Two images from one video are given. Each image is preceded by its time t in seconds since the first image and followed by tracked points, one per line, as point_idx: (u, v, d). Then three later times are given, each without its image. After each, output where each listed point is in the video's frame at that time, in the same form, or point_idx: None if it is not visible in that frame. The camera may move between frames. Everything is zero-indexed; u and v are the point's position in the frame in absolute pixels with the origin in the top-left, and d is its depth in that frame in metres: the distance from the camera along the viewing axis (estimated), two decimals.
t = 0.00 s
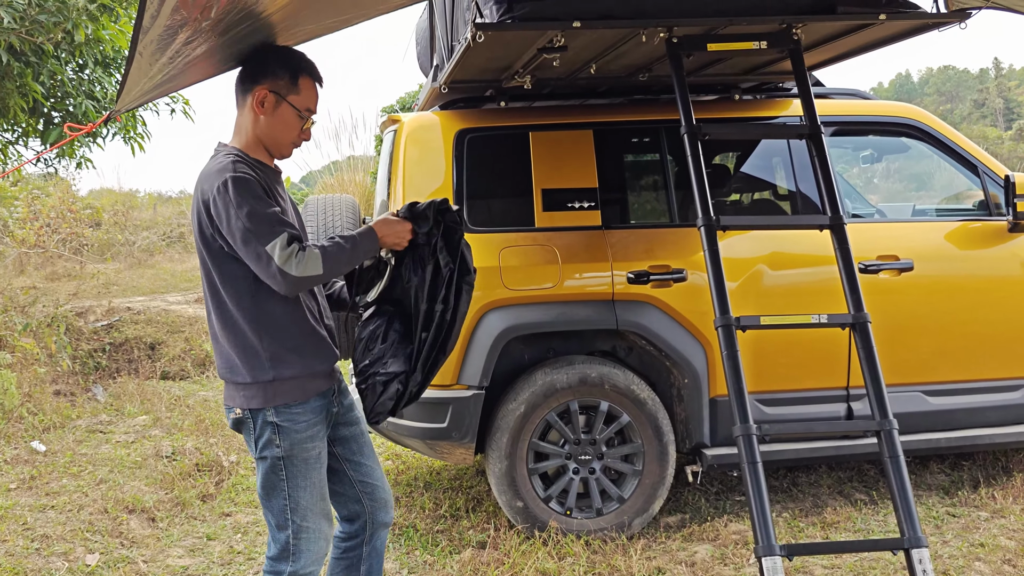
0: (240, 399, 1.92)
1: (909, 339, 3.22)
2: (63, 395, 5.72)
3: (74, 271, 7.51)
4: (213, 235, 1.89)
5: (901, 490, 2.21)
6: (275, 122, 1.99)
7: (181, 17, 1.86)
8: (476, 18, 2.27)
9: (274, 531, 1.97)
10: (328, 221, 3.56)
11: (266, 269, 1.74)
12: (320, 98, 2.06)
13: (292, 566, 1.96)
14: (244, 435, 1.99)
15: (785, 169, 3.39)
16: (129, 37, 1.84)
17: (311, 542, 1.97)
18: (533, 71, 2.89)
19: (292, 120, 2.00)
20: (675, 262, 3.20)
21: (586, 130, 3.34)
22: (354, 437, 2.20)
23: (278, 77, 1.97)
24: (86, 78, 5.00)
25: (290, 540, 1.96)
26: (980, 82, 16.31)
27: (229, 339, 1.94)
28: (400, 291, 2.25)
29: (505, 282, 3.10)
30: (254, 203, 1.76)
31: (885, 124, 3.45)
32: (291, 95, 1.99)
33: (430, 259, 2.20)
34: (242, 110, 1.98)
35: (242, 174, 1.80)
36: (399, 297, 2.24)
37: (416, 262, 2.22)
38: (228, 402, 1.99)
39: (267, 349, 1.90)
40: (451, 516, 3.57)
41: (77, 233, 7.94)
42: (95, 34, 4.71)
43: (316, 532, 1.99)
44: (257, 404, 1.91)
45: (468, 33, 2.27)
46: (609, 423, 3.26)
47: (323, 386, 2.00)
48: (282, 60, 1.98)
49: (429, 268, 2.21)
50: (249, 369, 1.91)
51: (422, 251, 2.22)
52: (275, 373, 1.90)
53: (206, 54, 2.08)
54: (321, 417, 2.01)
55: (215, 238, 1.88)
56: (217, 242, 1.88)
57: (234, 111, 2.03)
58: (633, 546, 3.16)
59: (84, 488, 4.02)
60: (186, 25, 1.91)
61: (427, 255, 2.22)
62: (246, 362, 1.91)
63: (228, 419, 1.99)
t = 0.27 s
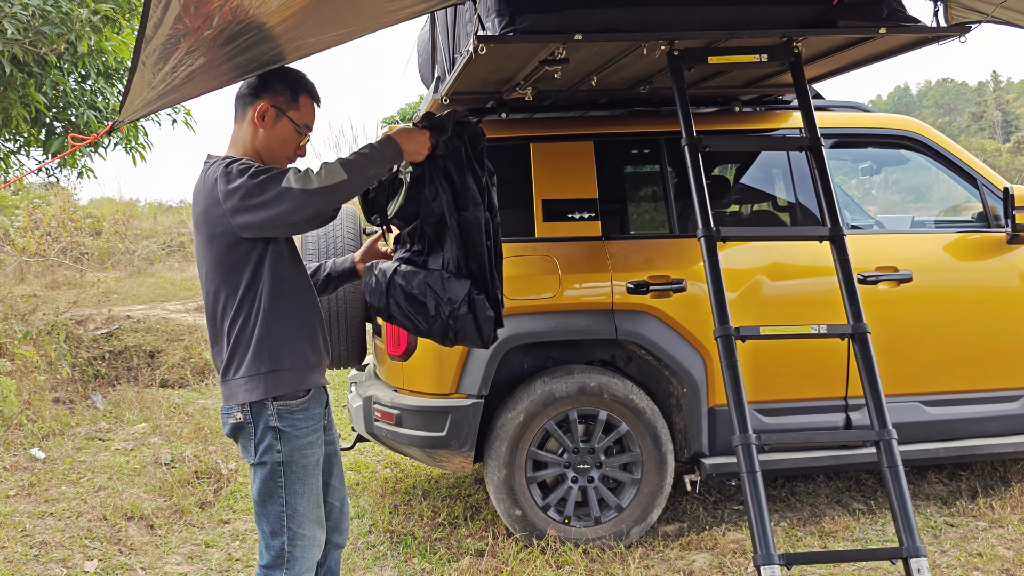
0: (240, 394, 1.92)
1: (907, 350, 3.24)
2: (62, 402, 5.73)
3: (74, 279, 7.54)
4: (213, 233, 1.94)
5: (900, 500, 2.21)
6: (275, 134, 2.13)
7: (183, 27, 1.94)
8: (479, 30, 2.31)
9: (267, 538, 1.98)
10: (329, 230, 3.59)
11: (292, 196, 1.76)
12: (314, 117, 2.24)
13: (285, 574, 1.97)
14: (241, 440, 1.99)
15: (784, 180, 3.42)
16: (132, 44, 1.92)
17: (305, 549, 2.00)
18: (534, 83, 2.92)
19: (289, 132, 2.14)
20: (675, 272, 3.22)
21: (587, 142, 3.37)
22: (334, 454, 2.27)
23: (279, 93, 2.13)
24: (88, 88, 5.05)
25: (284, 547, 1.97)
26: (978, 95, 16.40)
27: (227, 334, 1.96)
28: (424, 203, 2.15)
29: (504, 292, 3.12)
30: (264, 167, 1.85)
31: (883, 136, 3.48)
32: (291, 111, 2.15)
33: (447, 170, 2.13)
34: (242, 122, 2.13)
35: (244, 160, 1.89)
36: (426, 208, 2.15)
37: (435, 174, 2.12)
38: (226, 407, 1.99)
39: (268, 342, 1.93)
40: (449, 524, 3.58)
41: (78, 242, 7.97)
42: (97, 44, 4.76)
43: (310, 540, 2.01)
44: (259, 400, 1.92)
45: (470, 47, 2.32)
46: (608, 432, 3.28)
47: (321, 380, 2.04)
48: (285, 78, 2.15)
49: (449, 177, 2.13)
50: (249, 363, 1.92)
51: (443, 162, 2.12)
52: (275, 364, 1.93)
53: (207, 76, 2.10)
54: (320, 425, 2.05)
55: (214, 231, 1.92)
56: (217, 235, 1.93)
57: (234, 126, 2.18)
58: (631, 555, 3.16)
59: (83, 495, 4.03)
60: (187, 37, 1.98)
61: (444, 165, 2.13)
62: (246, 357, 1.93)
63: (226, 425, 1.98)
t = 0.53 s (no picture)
0: (246, 384, 1.95)
1: (902, 359, 3.25)
2: (57, 410, 5.72)
3: (69, 287, 7.53)
4: (217, 231, 1.98)
5: (895, 509, 2.21)
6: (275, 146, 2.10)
7: (181, 41, 1.94)
8: (476, 40, 2.32)
9: (265, 542, 1.97)
10: (325, 239, 3.60)
11: (293, 163, 1.78)
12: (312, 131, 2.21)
13: None
14: (242, 443, 1.99)
15: (781, 190, 3.44)
16: (130, 60, 1.89)
17: (302, 553, 2.00)
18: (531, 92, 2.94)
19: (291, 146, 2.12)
20: (671, 281, 3.23)
21: (584, 151, 3.39)
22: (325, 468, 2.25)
23: (280, 108, 2.12)
24: (85, 96, 5.06)
25: (282, 551, 1.97)
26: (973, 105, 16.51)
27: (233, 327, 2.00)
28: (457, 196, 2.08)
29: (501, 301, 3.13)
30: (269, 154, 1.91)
31: (879, 146, 3.50)
32: (291, 123, 2.13)
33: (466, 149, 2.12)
34: (243, 137, 2.10)
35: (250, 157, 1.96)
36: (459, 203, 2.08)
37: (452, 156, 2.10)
38: (228, 408, 1.99)
39: (273, 333, 1.99)
40: (446, 532, 3.57)
41: (74, 249, 7.96)
42: (94, 53, 4.77)
43: (307, 544, 2.01)
44: (264, 390, 1.96)
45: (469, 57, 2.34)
46: (605, 440, 3.28)
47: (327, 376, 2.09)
48: (286, 93, 2.15)
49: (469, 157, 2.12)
50: (255, 353, 1.97)
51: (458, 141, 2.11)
52: (281, 354, 1.98)
53: (205, 86, 2.13)
54: (322, 430, 2.07)
55: (219, 228, 1.97)
56: (221, 232, 1.98)
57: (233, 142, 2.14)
58: (627, 563, 3.16)
59: (78, 504, 4.02)
60: (186, 49, 1.97)
61: (460, 148, 2.11)
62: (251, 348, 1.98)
63: (227, 427, 1.97)
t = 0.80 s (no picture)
0: (246, 394, 1.96)
1: (894, 372, 3.26)
2: (49, 423, 5.68)
3: (62, 299, 7.51)
4: (222, 244, 2.02)
5: (888, 523, 2.21)
6: (281, 159, 2.10)
7: (178, 56, 1.95)
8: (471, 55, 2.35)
9: (269, 549, 1.97)
10: (320, 252, 3.60)
11: (297, 187, 1.81)
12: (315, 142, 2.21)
13: None
14: (243, 450, 2.00)
15: (774, 204, 3.47)
16: (127, 74, 1.89)
17: (307, 561, 1.97)
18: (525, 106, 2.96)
19: (297, 157, 2.12)
20: (665, 294, 3.25)
21: (577, 165, 3.41)
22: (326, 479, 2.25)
23: (283, 121, 2.12)
24: (79, 109, 5.06)
25: (287, 558, 1.95)
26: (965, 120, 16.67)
27: (236, 337, 2.02)
28: (464, 244, 2.16)
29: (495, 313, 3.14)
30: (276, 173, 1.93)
31: (871, 160, 3.54)
32: (295, 135, 2.13)
33: (474, 198, 2.21)
34: (249, 153, 2.10)
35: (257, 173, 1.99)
36: (467, 252, 2.16)
37: (458, 203, 2.19)
38: (229, 416, 2.01)
39: (274, 343, 1.99)
40: (439, 546, 3.56)
41: (67, 261, 7.94)
42: (89, 66, 4.79)
43: (312, 552, 1.99)
44: (264, 398, 1.96)
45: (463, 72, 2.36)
46: (599, 453, 3.28)
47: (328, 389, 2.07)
48: (286, 105, 2.14)
49: (476, 205, 2.21)
50: (256, 363, 1.98)
51: (463, 187, 2.20)
52: (282, 365, 1.98)
53: (202, 99, 2.15)
54: (324, 437, 2.07)
55: (225, 242, 2.01)
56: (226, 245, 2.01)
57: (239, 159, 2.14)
58: None
59: (70, 517, 3.99)
60: (182, 62, 1.98)
61: (465, 196, 2.20)
62: (252, 357, 1.99)
63: (228, 434, 2.00)
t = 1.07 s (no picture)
0: (235, 406, 1.97)
1: (891, 383, 3.28)
2: (45, 432, 5.67)
3: (59, 307, 7.51)
4: (217, 259, 2.04)
5: (884, 533, 2.22)
6: (280, 167, 2.11)
7: (178, 67, 1.97)
8: (468, 66, 2.37)
9: (256, 558, 1.96)
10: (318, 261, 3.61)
11: (283, 213, 1.83)
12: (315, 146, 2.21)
13: None
14: (233, 456, 2.02)
15: (770, 214, 3.49)
16: (127, 84, 1.90)
17: (292, 571, 1.97)
18: (522, 118, 2.98)
19: (297, 164, 2.12)
20: (662, 305, 3.26)
21: (575, 175, 3.44)
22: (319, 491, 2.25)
23: (280, 130, 2.12)
24: (78, 118, 5.08)
25: (272, 567, 1.95)
26: (960, 131, 16.78)
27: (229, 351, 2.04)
28: (447, 292, 2.30)
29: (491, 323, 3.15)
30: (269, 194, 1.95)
31: (867, 172, 3.56)
32: (292, 143, 2.13)
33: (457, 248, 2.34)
34: (250, 165, 2.11)
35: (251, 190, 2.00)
36: (450, 300, 2.30)
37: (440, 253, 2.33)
38: (220, 424, 2.02)
39: (263, 358, 2.00)
40: (435, 556, 3.55)
41: (65, 270, 7.94)
42: (88, 75, 4.82)
43: (298, 562, 1.99)
44: (253, 408, 1.97)
45: (461, 83, 2.38)
46: (595, 464, 3.28)
47: (317, 403, 2.07)
48: (282, 114, 2.14)
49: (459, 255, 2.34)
50: (246, 375, 1.99)
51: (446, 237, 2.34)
52: (272, 379, 1.99)
53: (201, 111, 2.15)
54: (313, 447, 2.07)
55: (221, 256, 2.03)
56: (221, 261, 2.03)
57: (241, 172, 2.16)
58: None
59: (66, 526, 3.97)
60: (182, 75, 2.00)
61: (449, 246, 2.34)
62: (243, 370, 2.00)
63: (219, 440, 2.01)
